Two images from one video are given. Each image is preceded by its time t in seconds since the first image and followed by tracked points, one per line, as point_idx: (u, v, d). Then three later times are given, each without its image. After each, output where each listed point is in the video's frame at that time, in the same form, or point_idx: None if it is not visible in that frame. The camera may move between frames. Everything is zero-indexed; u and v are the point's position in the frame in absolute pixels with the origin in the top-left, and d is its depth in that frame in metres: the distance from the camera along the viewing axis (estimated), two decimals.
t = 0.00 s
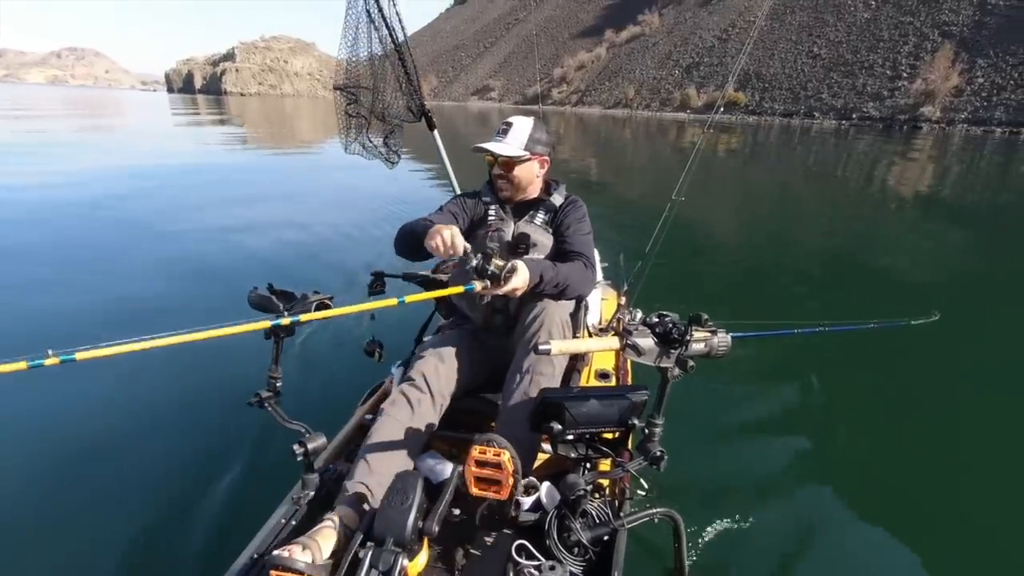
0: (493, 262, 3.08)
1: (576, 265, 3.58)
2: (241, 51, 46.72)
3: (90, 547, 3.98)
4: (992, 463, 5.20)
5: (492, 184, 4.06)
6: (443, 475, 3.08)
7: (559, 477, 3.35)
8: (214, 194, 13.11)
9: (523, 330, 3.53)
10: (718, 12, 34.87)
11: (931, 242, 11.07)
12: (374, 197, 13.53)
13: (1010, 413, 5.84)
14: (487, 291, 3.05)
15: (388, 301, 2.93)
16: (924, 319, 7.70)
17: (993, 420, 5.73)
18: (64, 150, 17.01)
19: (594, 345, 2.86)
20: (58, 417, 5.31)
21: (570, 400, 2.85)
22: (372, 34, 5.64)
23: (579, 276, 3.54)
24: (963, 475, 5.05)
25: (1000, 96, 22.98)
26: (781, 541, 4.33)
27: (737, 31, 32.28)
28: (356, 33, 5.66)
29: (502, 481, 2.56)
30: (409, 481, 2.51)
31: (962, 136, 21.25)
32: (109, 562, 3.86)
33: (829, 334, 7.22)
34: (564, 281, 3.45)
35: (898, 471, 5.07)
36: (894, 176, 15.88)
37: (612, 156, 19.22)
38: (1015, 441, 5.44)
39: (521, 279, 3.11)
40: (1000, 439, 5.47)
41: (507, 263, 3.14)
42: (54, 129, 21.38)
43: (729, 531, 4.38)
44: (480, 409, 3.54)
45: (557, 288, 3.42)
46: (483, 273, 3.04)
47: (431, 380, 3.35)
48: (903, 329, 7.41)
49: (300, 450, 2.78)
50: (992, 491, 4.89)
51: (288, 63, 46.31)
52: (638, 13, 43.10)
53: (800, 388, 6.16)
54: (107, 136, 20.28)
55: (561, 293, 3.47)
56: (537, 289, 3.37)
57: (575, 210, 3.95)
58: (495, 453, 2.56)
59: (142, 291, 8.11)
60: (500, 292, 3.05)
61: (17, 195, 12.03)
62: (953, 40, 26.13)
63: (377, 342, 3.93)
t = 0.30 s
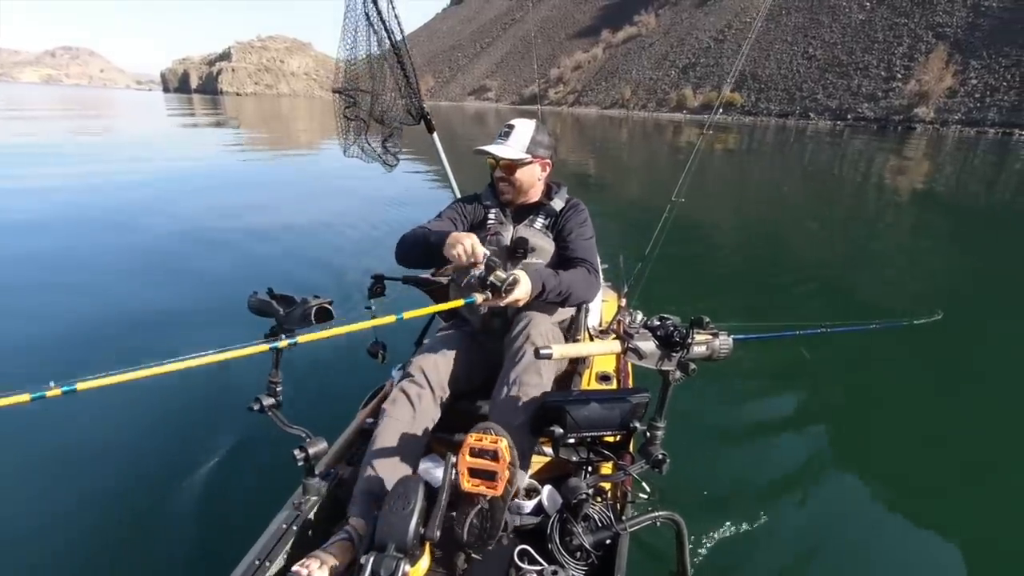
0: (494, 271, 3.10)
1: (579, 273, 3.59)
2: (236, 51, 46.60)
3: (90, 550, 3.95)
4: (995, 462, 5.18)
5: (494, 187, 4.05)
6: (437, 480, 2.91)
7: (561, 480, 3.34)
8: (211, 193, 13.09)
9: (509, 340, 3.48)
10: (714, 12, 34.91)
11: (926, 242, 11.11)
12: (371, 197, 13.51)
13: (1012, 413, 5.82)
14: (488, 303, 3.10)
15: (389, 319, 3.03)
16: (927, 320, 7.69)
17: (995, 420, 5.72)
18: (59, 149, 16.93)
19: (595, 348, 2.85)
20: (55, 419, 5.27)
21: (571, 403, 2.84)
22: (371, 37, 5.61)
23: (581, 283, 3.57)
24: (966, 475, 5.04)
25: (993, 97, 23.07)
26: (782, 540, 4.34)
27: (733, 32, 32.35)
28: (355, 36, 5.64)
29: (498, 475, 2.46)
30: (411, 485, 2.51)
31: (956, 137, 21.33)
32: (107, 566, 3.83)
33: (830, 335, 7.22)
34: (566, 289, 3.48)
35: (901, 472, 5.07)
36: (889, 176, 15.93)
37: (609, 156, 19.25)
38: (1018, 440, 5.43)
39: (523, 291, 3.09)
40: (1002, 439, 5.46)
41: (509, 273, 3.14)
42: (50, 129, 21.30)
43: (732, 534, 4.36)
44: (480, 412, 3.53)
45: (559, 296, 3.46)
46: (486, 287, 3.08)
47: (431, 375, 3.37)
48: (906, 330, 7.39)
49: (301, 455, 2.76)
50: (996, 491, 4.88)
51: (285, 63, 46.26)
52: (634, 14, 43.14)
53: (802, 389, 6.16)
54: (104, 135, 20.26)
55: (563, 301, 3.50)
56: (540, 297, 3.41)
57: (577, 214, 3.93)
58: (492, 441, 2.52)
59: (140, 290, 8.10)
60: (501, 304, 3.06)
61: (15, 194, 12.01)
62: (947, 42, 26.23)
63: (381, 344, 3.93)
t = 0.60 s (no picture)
0: (492, 280, 3.12)
1: (577, 275, 3.61)
2: (234, 50, 46.64)
3: (88, 549, 3.95)
4: (995, 463, 5.18)
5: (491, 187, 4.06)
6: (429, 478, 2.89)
7: (557, 478, 3.35)
8: (208, 193, 13.07)
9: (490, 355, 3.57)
10: (712, 12, 34.94)
11: (921, 241, 11.14)
12: (368, 197, 13.52)
13: (1011, 414, 5.82)
14: (488, 312, 3.11)
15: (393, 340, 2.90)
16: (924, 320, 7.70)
17: (994, 421, 5.72)
18: (56, 148, 16.94)
19: (591, 346, 2.86)
20: (52, 421, 5.27)
21: (567, 401, 2.85)
22: (369, 36, 5.60)
23: (580, 286, 3.59)
24: (967, 476, 5.04)
25: (989, 98, 23.13)
26: (784, 541, 4.32)
27: (730, 32, 32.34)
28: (353, 34, 5.64)
29: (487, 480, 2.39)
30: (406, 485, 2.53)
31: (952, 137, 21.39)
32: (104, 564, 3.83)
33: (829, 335, 7.22)
34: (564, 293, 3.50)
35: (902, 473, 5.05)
36: (885, 176, 15.98)
37: (606, 156, 19.26)
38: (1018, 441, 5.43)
39: (522, 296, 3.09)
40: (1001, 440, 5.46)
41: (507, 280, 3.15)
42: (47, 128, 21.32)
43: (727, 536, 4.35)
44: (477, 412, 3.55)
45: (558, 300, 3.47)
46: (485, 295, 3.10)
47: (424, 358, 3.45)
48: (903, 330, 7.39)
49: (297, 453, 2.78)
50: (996, 492, 4.88)
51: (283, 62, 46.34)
52: (632, 14, 43.17)
53: (802, 391, 6.15)
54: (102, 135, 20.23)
55: (562, 305, 3.52)
56: (538, 303, 3.42)
57: (574, 215, 3.93)
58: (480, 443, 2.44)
59: (137, 289, 8.09)
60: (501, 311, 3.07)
61: (12, 194, 12.00)
62: (943, 42, 26.31)
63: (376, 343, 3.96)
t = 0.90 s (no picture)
0: (487, 285, 3.10)
1: (573, 278, 3.61)
2: (234, 51, 46.72)
3: (85, 548, 3.94)
4: (996, 464, 5.17)
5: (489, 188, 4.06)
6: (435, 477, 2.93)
7: (554, 478, 3.34)
8: (208, 193, 13.06)
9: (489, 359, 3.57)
10: (711, 12, 34.93)
11: (920, 241, 11.14)
12: (368, 197, 13.52)
13: (1011, 414, 5.80)
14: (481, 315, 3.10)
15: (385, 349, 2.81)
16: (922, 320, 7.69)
17: (995, 421, 5.70)
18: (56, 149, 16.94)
19: (589, 346, 2.86)
20: (48, 424, 5.25)
21: (565, 401, 2.85)
22: (368, 34, 5.61)
23: (576, 289, 3.59)
24: (966, 477, 5.02)
25: (987, 98, 23.13)
26: (785, 545, 4.31)
27: (730, 32, 32.32)
28: (353, 33, 5.65)
29: (476, 497, 2.35)
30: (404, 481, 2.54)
31: (952, 136, 21.37)
32: (99, 563, 3.83)
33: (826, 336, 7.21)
34: (561, 296, 3.50)
35: (904, 476, 5.03)
36: (884, 176, 15.98)
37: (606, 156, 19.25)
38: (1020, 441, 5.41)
39: (515, 301, 3.09)
40: (1002, 440, 5.44)
41: (502, 285, 3.15)
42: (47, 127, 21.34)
43: (724, 541, 4.32)
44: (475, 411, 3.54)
45: (553, 304, 3.47)
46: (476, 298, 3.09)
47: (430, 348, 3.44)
48: (901, 330, 7.38)
49: (294, 450, 2.78)
50: (997, 493, 4.86)
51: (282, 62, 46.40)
52: (632, 14, 43.17)
53: (802, 392, 6.12)
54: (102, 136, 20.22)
55: (558, 308, 3.51)
56: (534, 307, 3.42)
57: (571, 216, 3.92)
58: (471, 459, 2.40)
59: (137, 289, 8.08)
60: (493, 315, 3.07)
61: (11, 195, 11.98)
62: (942, 42, 26.31)
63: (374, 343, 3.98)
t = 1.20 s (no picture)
0: (486, 286, 3.10)
1: (569, 278, 3.61)
2: (237, 52, 46.83)
3: (82, 550, 3.95)
4: (994, 463, 5.16)
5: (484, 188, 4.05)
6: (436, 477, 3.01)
7: (550, 479, 3.35)
8: (209, 194, 13.09)
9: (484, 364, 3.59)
10: (713, 12, 34.89)
11: (920, 240, 11.11)
12: (369, 197, 13.54)
13: (1010, 413, 5.79)
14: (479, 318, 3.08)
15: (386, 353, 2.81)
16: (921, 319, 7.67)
17: (993, 421, 5.69)
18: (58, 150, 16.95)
19: (585, 347, 2.86)
20: (45, 426, 5.27)
21: (561, 402, 2.85)
22: (365, 35, 5.63)
23: (572, 288, 3.58)
24: (962, 477, 5.02)
25: (989, 96, 23.06)
26: (784, 550, 4.27)
27: (732, 31, 32.27)
28: (350, 34, 5.65)
29: (459, 545, 2.27)
30: (399, 483, 2.53)
31: (954, 135, 21.32)
32: (95, 565, 3.84)
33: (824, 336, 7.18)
34: (557, 295, 3.50)
35: (903, 477, 5.01)
36: (885, 174, 15.94)
37: (607, 156, 19.24)
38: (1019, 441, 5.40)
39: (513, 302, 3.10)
40: (1000, 440, 5.43)
41: (500, 286, 3.16)
42: (49, 129, 21.41)
43: (718, 546, 4.31)
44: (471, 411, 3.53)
45: (550, 303, 3.47)
46: (475, 301, 3.06)
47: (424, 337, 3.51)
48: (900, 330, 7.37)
49: (289, 451, 2.78)
50: (997, 494, 4.84)
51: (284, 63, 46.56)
52: (633, 14, 43.14)
53: (799, 393, 6.09)
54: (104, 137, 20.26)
55: (555, 307, 3.51)
56: (531, 306, 3.42)
57: (565, 215, 3.91)
58: (451, 507, 2.32)
59: (138, 290, 8.10)
60: (490, 317, 3.06)
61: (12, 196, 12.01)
62: (944, 41, 26.25)
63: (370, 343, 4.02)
